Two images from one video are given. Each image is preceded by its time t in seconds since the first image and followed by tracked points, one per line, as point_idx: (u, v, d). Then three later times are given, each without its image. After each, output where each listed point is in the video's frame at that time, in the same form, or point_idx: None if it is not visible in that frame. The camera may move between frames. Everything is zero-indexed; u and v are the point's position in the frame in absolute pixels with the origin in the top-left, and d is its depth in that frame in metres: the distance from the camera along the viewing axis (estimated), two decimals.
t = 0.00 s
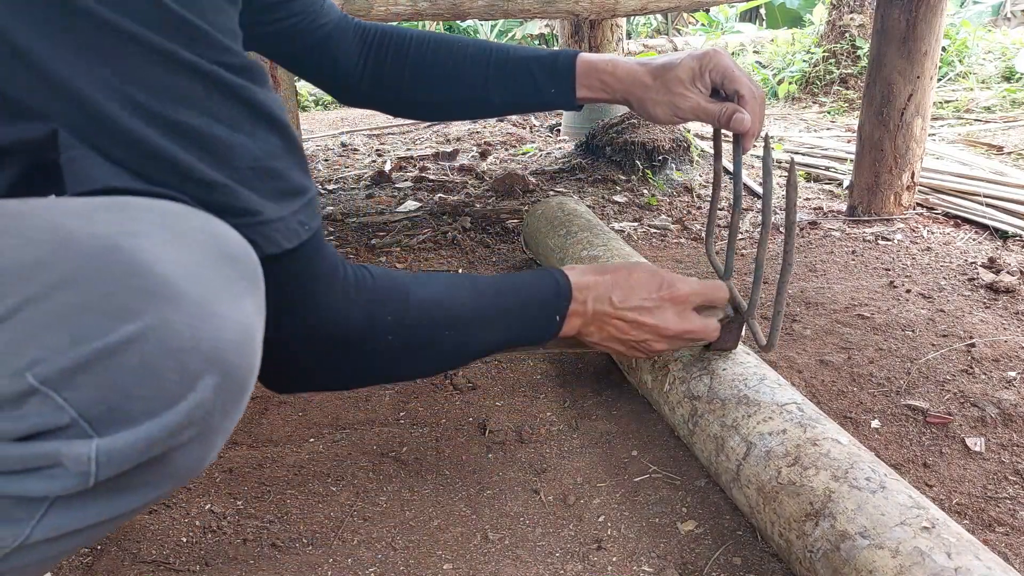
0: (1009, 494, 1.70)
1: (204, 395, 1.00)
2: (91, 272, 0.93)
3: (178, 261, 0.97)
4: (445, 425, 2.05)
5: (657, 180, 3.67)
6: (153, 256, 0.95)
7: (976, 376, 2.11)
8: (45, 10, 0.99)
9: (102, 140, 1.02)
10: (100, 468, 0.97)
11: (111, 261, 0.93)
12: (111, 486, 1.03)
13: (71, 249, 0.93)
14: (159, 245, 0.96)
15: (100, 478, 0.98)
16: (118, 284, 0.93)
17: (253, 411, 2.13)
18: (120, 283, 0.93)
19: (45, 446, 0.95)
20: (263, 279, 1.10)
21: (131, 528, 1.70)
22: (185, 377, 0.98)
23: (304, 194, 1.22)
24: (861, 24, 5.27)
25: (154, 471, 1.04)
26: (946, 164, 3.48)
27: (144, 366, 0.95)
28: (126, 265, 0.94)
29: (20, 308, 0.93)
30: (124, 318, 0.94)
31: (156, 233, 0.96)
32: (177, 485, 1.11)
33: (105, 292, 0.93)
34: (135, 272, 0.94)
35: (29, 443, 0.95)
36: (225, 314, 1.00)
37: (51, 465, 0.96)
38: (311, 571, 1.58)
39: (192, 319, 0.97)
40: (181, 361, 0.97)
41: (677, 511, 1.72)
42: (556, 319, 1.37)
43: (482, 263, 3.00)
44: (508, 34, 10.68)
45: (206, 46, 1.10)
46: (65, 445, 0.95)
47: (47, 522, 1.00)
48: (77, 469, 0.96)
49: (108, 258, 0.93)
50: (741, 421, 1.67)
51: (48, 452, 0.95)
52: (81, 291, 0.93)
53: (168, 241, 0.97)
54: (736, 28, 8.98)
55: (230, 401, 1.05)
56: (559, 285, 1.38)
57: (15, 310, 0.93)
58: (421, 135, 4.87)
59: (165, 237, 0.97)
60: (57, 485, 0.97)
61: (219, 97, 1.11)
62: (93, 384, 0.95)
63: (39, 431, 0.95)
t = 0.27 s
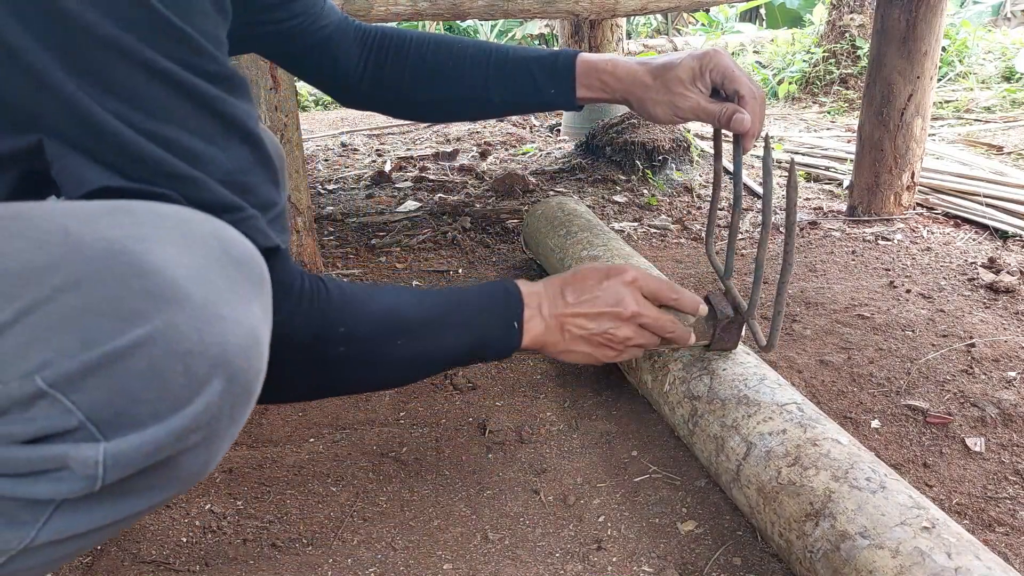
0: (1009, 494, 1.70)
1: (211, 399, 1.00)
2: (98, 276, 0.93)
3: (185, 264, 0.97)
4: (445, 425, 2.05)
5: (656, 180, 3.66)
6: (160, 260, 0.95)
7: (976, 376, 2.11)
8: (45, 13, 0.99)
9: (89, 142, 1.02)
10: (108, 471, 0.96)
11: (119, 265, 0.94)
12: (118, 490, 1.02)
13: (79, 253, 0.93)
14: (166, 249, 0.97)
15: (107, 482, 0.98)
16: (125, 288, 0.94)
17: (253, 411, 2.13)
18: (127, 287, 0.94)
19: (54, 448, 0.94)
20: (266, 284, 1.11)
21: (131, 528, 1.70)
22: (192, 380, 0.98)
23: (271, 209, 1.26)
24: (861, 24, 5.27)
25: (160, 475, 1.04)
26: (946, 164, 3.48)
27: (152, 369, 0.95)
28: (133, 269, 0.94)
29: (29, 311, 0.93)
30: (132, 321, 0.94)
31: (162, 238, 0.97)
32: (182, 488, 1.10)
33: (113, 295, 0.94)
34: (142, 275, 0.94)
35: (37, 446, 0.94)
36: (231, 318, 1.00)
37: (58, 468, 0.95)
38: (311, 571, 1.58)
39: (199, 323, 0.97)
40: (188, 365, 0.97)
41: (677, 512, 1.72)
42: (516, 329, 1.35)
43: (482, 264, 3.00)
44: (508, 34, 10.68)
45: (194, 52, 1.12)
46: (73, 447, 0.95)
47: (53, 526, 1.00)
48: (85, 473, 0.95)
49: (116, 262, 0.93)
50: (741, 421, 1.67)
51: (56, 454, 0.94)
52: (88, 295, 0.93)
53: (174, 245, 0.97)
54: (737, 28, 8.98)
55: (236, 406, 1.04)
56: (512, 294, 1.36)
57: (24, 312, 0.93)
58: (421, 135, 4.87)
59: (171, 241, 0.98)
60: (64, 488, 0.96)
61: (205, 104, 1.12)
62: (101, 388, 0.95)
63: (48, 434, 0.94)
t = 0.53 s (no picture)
0: (1009, 494, 1.70)
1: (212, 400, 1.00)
2: (101, 275, 0.93)
3: (187, 264, 0.97)
4: (445, 425, 2.05)
5: (656, 180, 3.66)
6: (161, 259, 0.95)
7: (976, 376, 2.10)
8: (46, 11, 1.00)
9: (93, 141, 1.02)
10: (109, 469, 0.96)
11: (121, 264, 0.93)
12: (119, 489, 1.02)
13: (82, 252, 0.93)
14: (168, 249, 0.96)
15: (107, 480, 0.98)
16: (127, 286, 0.93)
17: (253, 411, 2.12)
18: (129, 285, 0.93)
19: (54, 446, 0.94)
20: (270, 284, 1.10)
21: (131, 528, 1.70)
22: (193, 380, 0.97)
23: (281, 198, 1.24)
24: (861, 25, 5.27)
25: (161, 475, 1.04)
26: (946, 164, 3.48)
27: (153, 369, 0.95)
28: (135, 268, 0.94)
29: (32, 309, 0.93)
30: (134, 320, 0.94)
31: (165, 237, 0.97)
32: (184, 487, 1.09)
33: (115, 293, 0.93)
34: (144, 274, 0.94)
35: (38, 444, 0.94)
36: (233, 318, 0.99)
37: (58, 467, 0.95)
38: (310, 571, 1.57)
39: (199, 323, 0.96)
40: (189, 365, 0.96)
41: (677, 511, 1.72)
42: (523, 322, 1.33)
43: (482, 263, 3.00)
44: (508, 34, 10.67)
45: (201, 42, 1.13)
46: (74, 446, 0.95)
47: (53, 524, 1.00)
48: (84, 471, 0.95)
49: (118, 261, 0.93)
50: (742, 420, 1.67)
51: (56, 453, 0.94)
52: (90, 294, 0.93)
53: (176, 244, 0.97)
54: (736, 29, 8.98)
55: (237, 406, 1.04)
56: (515, 291, 1.36)
57: (27, 310, 0.93)
58: (421, 135, 4.87)
59: (174, 241, 0.97)
60: (65, 487, 0.96)
61: (208, 100, 1.13)
62: (103, 387, 0.95)
63: (49, 431, 0.94)
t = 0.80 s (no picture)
0: (1009, 494, 1.70)
1: (219, 399, 1.00)
2: (109, 275, 0.93)
3: (195, 264, 0.97)
4: (445, 425, 2.05)
5: (656, 180, 3.66)
6: (170, 259, 0.95)
7: (976, 376, 2.10)
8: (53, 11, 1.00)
9: (98, 141, 1.02)
10: (117, 469, 0.96)
11: (129, 264, 0.94)
12: (126, 489, 1.02)
13: (90, 252, 0.93)
14: (176, 249, 0.96)
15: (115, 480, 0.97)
16: (135, 286, 0.94)
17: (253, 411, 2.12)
18: (137, 285, 0.94)
19: (62, 446, 0.94)
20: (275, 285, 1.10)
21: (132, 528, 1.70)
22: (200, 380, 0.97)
23: (287, 191, 1.24)
24: (861, 24, 5.27)
25: (168, 475, 1.03)
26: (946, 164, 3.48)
27: (160, 369, 0.95)
28: (143, 268, 0.94)
29: (40, 309, 0.92)
30: (142, 320, 0.94)
31: (173, 238, 0.97)
32: (190, 488, 1.09)
33: (123, 294, 0.93)
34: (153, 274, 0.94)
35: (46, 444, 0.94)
36: (239, 318, 0.99)
37: (66, 467, 0.95)
38: (310, 571, 1.57)
39: (207, 322, 0.96)
40: (197, 364, 0.96)
41: (677, 512, 1.72)
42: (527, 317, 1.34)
43: (482, 263, 3.00)
44: (508, 34, 10.66)
45: (204, 37, 1.13)
46: (82, 445, 0.95)
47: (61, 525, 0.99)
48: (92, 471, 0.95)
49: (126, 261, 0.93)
50: (743, 420, 1.67)
51: (65, 452, 0.94)
52: (98, 294, 0.93)
53: (183, 245, 0.97)
54: (736, 28, 8.97)
55: (243, 406, 1.04)
56: (520, 286, 1.38)
57: (34, 310, 0.92)
58: (421, 135, 4.87)
59: (181, 241, 0.98)
60: (73, 486, 0.96)
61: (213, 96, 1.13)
62: (111, 387, 0.94)
63: (57, 431, 0.94)
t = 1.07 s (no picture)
0: (1009, 494, 1.70)
1: (206, 390, 1.00)
2: (95, 266, 0.93)
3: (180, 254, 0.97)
4: (445, 425, 2.05)
5: (656, 180, 3.66)
6: (155, 249, 0.95)
7: (976, 376, 2.10)
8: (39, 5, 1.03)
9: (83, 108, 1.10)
10: (104, 461, 0.96)
11: (115, 255, 0.93)
12: (114, 481, 1.02)
13: (76, 244, 0.93)
14: (162, 240, 0.96)
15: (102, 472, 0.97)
16: (121, 277, 0.94)
17: (253, 411, 2.13)
18: (123, 276, 0.94)
19: (49, 439, 0.94)
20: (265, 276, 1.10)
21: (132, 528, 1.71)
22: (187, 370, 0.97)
23: (288, 144, 1.24)
24: (861, 25, 5.27)
25: (157, 467, 1.04)
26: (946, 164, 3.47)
27: (147, 359, 0.95)
28: (129, 258, 0.94)
29: (25, 301, 0.92)
30: (128, 310, 0.94)
31: (159, 228, 0.97)
32: (180, 480, 1.09)
33: (109, 285, 0.93)
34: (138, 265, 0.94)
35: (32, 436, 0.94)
36: (226, 308, 0.99)
37: (53, 459, 0.95)
38: (311, 571, 1.58)
39: (193, 313, 0.96)
40: (183, 354, 0.96)
41: (677, 511, 1.72)
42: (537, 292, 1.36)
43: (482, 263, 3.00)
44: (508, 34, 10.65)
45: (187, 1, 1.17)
46: (68, 438, 0.95)
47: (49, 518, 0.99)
48: (78, 463, 0.95)
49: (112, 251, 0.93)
50: (749, 417, 1.67)
51: (51, 445, 0.94)
52: (84, 284, 0.93)
53: (169, 235, 0.97)
54: (736, 28, 8.97)
55: (232, 397, 1.04)
56: (531, 263, 1.39)
57: (20, 302, 0.92)
58: (421, 136, 4.87)
59: (167, 232, 0.97)
60: (61, 479, 0.96)
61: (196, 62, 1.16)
62: (97, 378, 0.94)
63: (44, 424, 0.94)
